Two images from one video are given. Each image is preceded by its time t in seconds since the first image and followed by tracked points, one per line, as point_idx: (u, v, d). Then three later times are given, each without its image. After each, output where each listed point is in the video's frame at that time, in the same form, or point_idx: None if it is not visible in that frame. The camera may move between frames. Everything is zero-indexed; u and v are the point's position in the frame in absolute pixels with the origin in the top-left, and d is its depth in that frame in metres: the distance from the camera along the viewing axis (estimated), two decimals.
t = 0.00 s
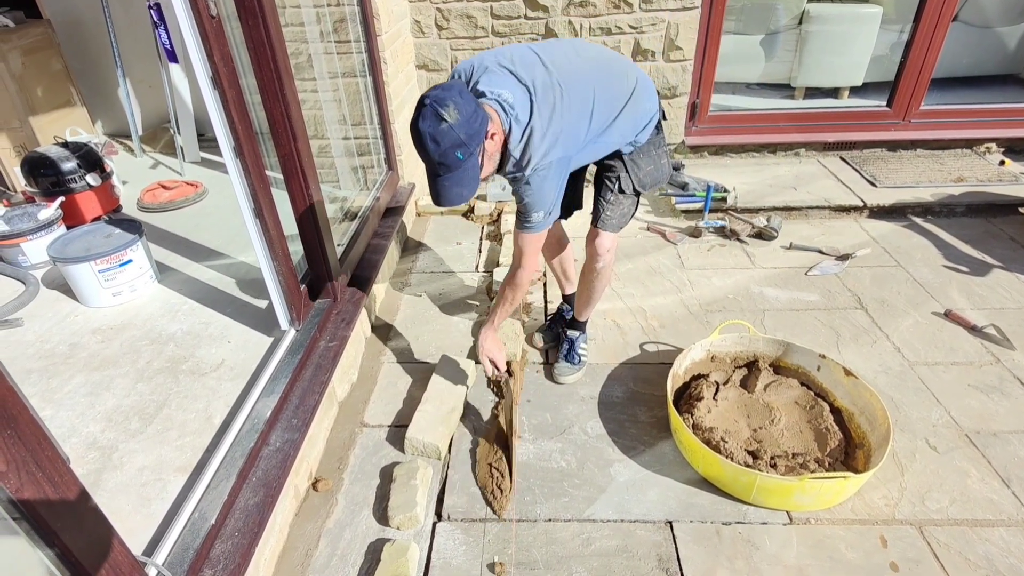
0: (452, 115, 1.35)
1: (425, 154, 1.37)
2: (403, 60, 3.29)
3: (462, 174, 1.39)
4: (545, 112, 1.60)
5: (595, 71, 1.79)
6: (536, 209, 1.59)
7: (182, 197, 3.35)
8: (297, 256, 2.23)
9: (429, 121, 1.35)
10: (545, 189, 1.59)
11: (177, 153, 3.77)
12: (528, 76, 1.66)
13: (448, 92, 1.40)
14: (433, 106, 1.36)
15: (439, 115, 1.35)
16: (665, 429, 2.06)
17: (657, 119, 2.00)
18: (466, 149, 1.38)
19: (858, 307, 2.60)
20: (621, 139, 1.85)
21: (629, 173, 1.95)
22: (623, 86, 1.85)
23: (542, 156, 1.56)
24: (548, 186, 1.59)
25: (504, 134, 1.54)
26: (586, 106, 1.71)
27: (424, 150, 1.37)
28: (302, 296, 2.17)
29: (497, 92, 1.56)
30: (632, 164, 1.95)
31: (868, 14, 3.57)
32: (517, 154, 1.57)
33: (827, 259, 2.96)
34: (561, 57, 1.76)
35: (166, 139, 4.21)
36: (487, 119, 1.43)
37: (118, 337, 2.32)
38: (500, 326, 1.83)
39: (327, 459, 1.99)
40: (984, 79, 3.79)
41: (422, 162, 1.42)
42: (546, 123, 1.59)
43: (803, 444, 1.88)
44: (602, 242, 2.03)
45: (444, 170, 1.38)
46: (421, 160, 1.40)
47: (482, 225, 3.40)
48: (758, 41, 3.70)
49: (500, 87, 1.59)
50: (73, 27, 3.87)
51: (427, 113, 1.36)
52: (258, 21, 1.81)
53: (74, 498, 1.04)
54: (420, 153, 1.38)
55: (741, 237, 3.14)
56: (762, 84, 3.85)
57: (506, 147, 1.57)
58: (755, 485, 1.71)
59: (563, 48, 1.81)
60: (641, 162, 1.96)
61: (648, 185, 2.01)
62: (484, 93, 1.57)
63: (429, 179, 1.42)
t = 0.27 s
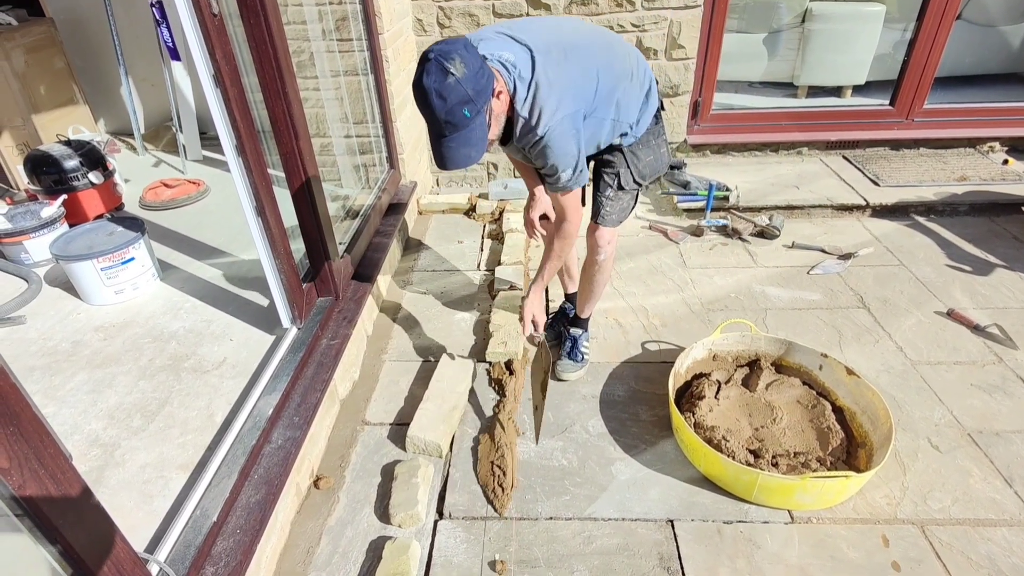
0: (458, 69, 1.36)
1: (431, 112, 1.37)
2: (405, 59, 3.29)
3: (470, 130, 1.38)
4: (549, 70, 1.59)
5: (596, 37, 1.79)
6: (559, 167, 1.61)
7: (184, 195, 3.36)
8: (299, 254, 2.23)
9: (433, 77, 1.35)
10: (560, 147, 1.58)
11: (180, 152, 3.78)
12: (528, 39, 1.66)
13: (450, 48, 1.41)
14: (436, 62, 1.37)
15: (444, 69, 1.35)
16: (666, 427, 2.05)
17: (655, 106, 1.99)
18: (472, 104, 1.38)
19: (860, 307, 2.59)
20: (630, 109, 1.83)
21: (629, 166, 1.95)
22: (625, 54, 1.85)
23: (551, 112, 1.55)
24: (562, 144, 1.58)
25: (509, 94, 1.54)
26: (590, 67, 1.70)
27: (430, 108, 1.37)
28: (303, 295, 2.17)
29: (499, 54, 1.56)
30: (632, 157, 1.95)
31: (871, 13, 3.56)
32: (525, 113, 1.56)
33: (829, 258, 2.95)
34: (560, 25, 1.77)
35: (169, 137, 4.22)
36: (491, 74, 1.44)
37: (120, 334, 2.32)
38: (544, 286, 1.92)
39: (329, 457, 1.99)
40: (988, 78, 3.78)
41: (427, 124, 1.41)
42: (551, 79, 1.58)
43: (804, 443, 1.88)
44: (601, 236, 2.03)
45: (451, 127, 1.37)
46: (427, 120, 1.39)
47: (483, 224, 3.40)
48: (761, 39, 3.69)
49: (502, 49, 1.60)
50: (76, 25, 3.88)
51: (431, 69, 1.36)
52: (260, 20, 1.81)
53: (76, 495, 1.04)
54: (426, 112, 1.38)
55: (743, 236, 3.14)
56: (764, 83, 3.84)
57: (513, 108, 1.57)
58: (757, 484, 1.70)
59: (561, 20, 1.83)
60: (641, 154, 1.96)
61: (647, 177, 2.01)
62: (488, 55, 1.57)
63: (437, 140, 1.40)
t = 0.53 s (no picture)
0: (477, 92, 1.36)
1: (448, 135, 1.37)
2: (407, 57, 3.28)
3: (487, 153, 1.38)
4: (561, 85, 1.58)
5: (602, 48, 1.78)
6: (580, 184, 1.52)
7: (185, 193, 3.36)
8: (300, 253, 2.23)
9: (450, 99, 1.35)
10: (581, 165, 1.52)
11: (181, 150, 3.78)
12: (537, 53, 1.65)
13: (468, 70, 1.41)
14: (455, 84, 1.36)
15: (462, 94, 1.35)
16: (667, 427, 2.05)
17: (660, 105, 2.00)
18: (489, 127, 1.38)
19: (862, 306, 2.58)
20: (634, 114, 1.85)
21: (637, 167, 1.96)
22: (630, 61, 1.84)
23: (567, 129, 1.53)
24: (585, 162, 1.52)
25: (522, 112, 1.54)
26: (599, 79, 1.69)
27: (447, 131, 1.37)
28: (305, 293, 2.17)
29: (510, 72, 1.56)
30: (640, 157, 1.96)
31: (874, 11, 3.54)
32: (539, 131, 1.55)
33: (831, 257, 2.95)
34: (566, 36, 1.77)
35: (170, 135, 4.22)
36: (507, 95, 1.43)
37: (122, 332, 2.32)
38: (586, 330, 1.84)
39: (330, 455, 1.99)
40: (991, 77, 3.76)
41: (444, 146, 1.41)
42: (563, 94, 1.56)
43: (806, 442, 1.87)
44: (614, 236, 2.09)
45: (468, 150, 1.37)
46: (444, 143, 1.39)
47: (485, 223, 3.39)
48: (763, 38, 3.68)
49: (513, 66, 1.59)
50: (77, 23, 3.88)
51: (449, 92, 1.36)
52: (261, 18, 1.80)
53: (78, 493, 1.04)
54: (444, 135, 1.37)
55: (745, 235, 3.13)
56: (766, 82, 3.83)
57: (526, 126, 1.56)
58: (758, 484, 1.70)
59: (567, 30, 1.82)
60: (648, 153, 1.97)
61: (655, 176, 2.03)
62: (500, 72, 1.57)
63: (456, 164, 1.40)
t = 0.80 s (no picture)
0: (507, 115, 1.37)
1: (475, 156, 1.37)
2: (408, 55, 3.27)
3: (512, 174, 1.40)
4: (579, 100, 1.58)
5: (614, 59, 1.78)
6: (593, 201, 1.55)
7: (187, 191, 3.35)
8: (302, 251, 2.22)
9: (479, 121, 1.35)
10: (596, 181, 1.53)
11: (183, 148, 3.78)
12: (552, 65, 1.65)
13: (497, 91, 1.40)
14: (484, 106, 1.36)
15: (492, 116, 1.35)
16: (669, 425, 2.05)
17: (664, 107, 2.01)
18: (515, 148, 1.39)
19: (865, 305, 2.58)
20: (642, 121, 1.85)
21: (643, 166, 1.94)
22: (638, 70, 1.84)
23: (586, 146, 1.54)
24: (603, 178, 1.54)
25: (542, 129, 1.54)
26: (613, 91, 1.69)
27: (473, 152, 1.37)
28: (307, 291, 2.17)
29: (529, 86, 1.55)
30: (645, 157, 1.95)
31: (877, 9, 3.53)
32: (557, 147, 1.56)
33: (834, 256, 2.94)
34: (578, 45, 1.76)
35: (171, 133, 4.22)
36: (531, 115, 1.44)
37: (123, 330, 2.32)
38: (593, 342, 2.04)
39: (331, 454, 1.99)
40: (995, 75, 3.75)
41: (468, 165, 1.41)
42: (581, 110, 1.57)
43: (808, 441, 1.87)
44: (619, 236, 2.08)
45: (494, 171, 1.38)
46: (469, 163, 1.40)
47: (486, 221, 3.39)
48: (766, 36, 3.67)
49: (531, 80, 1.59)
50: (79, 21, 3.88)
51: (478, 114, 1.36)
52: (262, 15, 1.79)
53: (79, 491, 1.04)
54: (470, 156, 1.38)
55: (747, 233, 3.13)
56: (769, 80, 3.82)
57: (545, 142, 1.56)
58: (761, 483, 1.70)
59: (577, 38, 1.81)
60: (653, 153, 1.96)
61: (660, 176, 2.02)
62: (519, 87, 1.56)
63: (480, 183, 1.42)
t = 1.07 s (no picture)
0: (523, 130, 1.35)
1: (487, 169, 1.36)
2: (410, 53, 3.27)
3: (523, 189, 1.40)
4: (590, 111, 1.57)
5: (623, 67, 1.77)
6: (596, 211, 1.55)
7: (188, 189, 3.35)
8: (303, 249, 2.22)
9: (494, 136, 1.33)
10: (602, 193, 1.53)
11: (184, 146, 3.79)
12: (562, 74, 1.63)
13: (513, 105, 1.38)
14: (501, 120, 1.34)
15: (509, 132, 1.34)
16: (671, 425, 2.04)
17: (668, 108, 2.00)
18: (528, 164, 1.38)
19: (867, 304, 2.57)
20: (647, 127, 1.84)
21: (648, 166, 1.93)
22: (644, 76, 1.83)
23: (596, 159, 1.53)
24: (610, 191, 1.54)
25: (552, 140, 1.52)
26: (622, 100, 1.68)
27: (487, 165, 1.35)
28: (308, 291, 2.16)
29: (541, 95, 1.53)
30: (650, 158, 1.94)
31: (880, 8, 3.52)
32: (566, 158, 1.55)
33: (836, 255, 2.93)
34: (588, 52, 1.74)
35: (172, 131, 4.24)
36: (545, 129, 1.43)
37: (125, 328, 2.32)
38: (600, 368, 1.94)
39: (333, 452, 1.99)
40: (998, 74, 3.73)
41: (479, 176, 1.40)
42: (592, 122, 1.56)
43: (810, 441, 1.86)
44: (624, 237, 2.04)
45: (505, 185, 1.38)
46: (481, 175, 1.39)
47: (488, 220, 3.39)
48: (768, 34, 3.66)
49: (542, 90, 1.57)
50: (80, 19, 3.88)
51: (494, 128, 1.34)
52: (264, 12, 1.79)
53: (80, 489, 1.04)
54: (483, 169, 1.36)
55: (749, 232, 3.12)
56: (771, 79, 3.81)
57: (555, 152, 1.55)
58: (762, 483, 1.69)
59: (586, 44, 1.79)
60: (658, 154, 1.96)
61: (664, 176, 2.01)
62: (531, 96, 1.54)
63: (489, 196, 1.41)
